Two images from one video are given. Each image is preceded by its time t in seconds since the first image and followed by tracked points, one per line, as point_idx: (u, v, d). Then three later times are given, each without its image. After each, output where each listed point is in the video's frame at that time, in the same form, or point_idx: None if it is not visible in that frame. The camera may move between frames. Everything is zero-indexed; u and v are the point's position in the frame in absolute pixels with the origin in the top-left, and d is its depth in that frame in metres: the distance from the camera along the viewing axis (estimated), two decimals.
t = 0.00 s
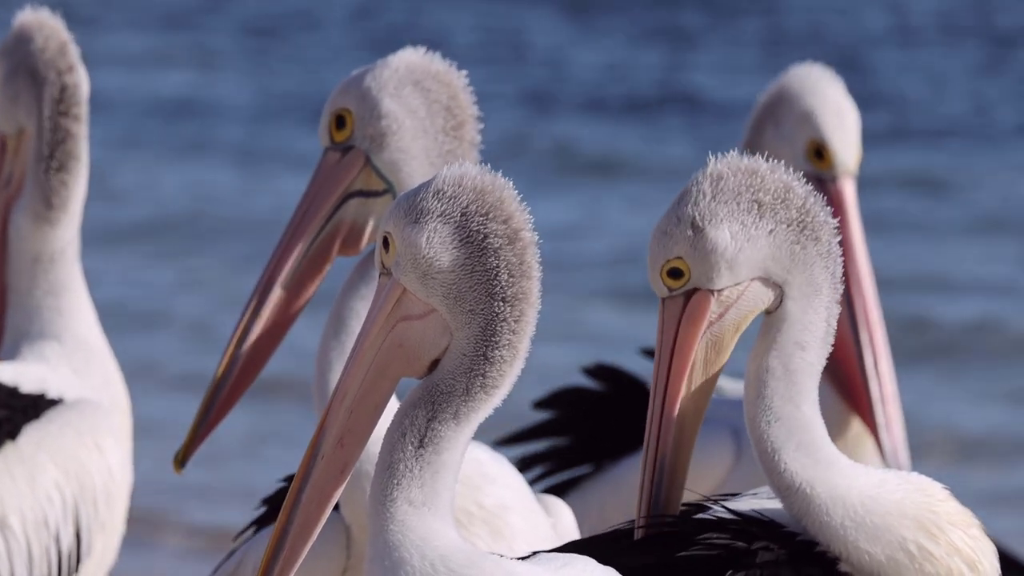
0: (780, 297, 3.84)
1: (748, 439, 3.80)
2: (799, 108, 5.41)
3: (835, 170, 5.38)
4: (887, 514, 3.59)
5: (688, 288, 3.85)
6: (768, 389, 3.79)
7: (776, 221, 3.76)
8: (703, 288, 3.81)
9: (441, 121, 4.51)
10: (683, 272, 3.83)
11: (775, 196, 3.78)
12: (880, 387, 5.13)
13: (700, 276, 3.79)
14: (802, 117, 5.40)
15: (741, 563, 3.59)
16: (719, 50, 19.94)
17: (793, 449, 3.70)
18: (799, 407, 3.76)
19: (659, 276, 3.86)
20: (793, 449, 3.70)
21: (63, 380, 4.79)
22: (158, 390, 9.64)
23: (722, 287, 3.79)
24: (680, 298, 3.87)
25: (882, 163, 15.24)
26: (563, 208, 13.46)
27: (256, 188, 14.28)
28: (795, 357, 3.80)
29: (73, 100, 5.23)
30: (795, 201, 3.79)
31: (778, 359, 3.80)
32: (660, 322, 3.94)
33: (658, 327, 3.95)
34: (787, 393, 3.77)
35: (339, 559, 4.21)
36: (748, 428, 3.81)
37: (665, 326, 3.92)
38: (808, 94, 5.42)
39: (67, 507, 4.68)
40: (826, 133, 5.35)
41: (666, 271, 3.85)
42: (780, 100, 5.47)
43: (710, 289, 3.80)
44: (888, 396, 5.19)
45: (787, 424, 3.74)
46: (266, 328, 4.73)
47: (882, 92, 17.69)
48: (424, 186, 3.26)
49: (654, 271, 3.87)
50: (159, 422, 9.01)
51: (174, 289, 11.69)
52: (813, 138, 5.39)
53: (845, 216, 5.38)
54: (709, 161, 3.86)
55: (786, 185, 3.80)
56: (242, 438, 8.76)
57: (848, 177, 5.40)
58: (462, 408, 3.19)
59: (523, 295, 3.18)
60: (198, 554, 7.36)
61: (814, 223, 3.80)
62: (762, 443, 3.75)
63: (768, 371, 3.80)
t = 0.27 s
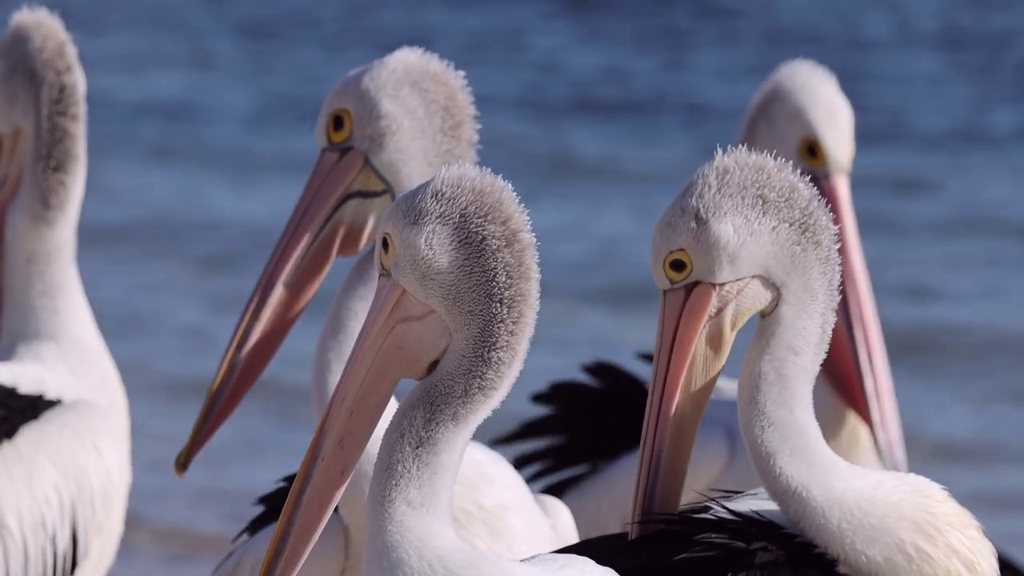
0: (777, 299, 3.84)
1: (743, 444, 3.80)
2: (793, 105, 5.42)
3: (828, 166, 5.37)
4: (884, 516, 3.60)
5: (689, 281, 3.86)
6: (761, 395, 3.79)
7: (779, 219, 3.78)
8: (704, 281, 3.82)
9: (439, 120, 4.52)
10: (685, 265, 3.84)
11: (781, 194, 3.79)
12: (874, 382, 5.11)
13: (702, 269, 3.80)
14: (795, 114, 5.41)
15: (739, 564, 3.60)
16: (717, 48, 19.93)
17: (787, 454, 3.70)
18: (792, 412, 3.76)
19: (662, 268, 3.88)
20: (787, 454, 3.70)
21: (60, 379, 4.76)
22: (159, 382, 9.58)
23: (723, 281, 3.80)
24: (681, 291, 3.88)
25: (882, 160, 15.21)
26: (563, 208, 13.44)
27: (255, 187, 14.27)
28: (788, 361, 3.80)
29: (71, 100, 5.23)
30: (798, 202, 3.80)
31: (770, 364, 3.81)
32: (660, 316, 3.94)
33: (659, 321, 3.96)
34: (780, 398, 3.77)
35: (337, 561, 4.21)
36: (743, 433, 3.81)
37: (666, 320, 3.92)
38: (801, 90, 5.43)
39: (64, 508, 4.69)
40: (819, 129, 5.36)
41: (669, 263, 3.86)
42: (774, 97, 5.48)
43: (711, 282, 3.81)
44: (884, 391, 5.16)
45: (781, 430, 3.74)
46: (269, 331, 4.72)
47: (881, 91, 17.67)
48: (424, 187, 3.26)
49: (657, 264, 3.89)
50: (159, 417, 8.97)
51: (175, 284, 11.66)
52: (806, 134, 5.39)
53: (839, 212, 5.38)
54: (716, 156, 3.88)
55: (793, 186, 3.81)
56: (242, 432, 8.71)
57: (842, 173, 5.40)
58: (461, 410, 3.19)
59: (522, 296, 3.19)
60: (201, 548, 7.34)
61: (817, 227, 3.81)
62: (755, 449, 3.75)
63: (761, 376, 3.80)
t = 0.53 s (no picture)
0: (779, 299, 3.85)
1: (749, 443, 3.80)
2: (787, 104, 5.43)
3: (821, 166, 5.37)
4: (888, 518, 3.60)
5: (692, 284, 3.84)
6: (766, 392, 3.79)
7: (780, 220, 3.79)
8: (708, 284, 3.81)
9: (436, 121, 4.53)
10: (689, 267, 3.82)
11: (782, 195, 3.81)
12: (866, 383, 5.11)
13: (706, 272, 3.79)
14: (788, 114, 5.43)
15: (738, 564, 3.60)
16: (715, 45, 19.91)
17: (794, 452, 3.71)
18: (799, 410, 3.76)
19: (663, 271, 3.85)
20: (794, 452, 3.70)
21: (57, 381, 4.76)
22: (161, 379, 9.56)
23: (727, 283, 3.80)
24: (683, 294, 3.86)
25: (881, 153, 15.17)
26: (564, 210, 13.44)
27: (255, 185, 14.25)
28: (793, 360, 3.80)
29: (67, 101, 5.23)
30: (798, 202, 3.81)
31: (776, 362, 3.80)
32: (660, 319, 3.93)
33: (658, 323, 3.93)
34: (786, 396, 3.78)
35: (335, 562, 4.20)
36: (747, 432, 3.81)
37: (665, 325, 3.90)
38: (794, 91, 5.44)
39: (62, 508, 4.68)
40: (811, 128, 5.37)
41: (672, 266, 3.83)
42: (767, 98, 5.50)
43: (715, 284, 3.80)
44: (874, 393, 5.14)
45: (787, 428, 3.74)
46: (270, 332, 4.72)
47: (881, 86, 17.61)
48: (421, 188, 3.26)
49: (658, 266, 3.85)
50: (161, 413, 8.94)
51: (179, 282, 11.64)
52: (799, 133, 5.41)
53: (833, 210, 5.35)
54: (716, 158, 3.88)
55: (792, 187, 3.82)
56: (243, 430, 8.63)
57: (835, 172, 5.38)
58: (459, 411, 3.19)
59: (519, 298, 3.19)
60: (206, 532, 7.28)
61: (815, 226, 3.83)
62: (761, 447, 3.75)
63: (767, 373, 3.80)
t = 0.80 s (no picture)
0: (778, 299, 3.84)
1: (749, 443, 3.80)
2: (775, 103, 5.43)
3: (809, 165, 5.38)
4: (887, 519, 3.59)
5: (698, 293, 3.84)
6: (768, 392, 3.78)
7: (780, 222, 3.79)
8: (714, 291, 3.81)
9: (432, 122, 4.52)
10: (694, 277, 3.82)
11: (779, 196, 3.80)
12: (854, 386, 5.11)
13: (711, 280, 3.79)
14: (773, 116, 5.44)
15: (736, 561, 3.59)
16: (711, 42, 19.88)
17: (795, 451, 3.71)
18: (800, 410, 3.76)
19: (669, 283, 3.84)
20: (794, 452, 3.70)
21: (53, 381, 4.76)
22: (158, 378, 9.54)
23: (731, 289, 3.80)
24: (689, 303, 3.86)
25: (879, 154, 15.15)
26: (560, 212, 13.42)
27: (251, 185, 14.22)
28: (794, 359, 3.80)
29: (63, 101, 5.22)
30: (795, 202, 3.81)
31: (777, 361, 3.80)
32: (662, 326, 3.93)
33: (662, 328, 3.93)
34: (787, 396, 3.77)
35: (332, 562, 4.19)
36: (748, 433, 3.81)
37: (670, 333, 3.91)
38: (780, 90, 5.45)
39: (58, 509, 4.67)
40: (797, 127, 5.39)
41: (678, 277, 3.83)
42: (755, 99, 5.51)
43: (720, 291, 3.80)
44: (860, 388, 5.15)
45: (788, 426, 3.74)
46: (270, 334, 4.70)
47: (878, 86, 17.60)
48: (417, 189, 3.25)
49: (663, 279, 3.84)
50: (156, 414, 8.90)
51: (176, 284, 11.63)
52: (786, 132, 5.42)
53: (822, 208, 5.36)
54: (713, 164, 3.87)
55: (787, 187, 3.82)
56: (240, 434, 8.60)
57: (824, 171, 5.40)
58: (456, 411, 3.19)
59: (516, 297, 3.18)
60: (203, 532, 7.27)
61: (812, 225, 3.82)
62: (763, 445, 3.75)
63: (768, 372, 3.79)
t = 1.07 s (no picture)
0: (778, 298, 3.83)
1: (751, 443, 3.78)
2: (766, 103, 5.79)
3: (796, 162, 5.73)
4: (887, 519, 3.59)
5: (700, 296, 3.81)
6: (769, 391, 3.77)
7: (778, 221, 3.77)
8: (717, 293, 3.78)
9: (431, 120, 4.51)
10: (696, 281, 3.79)
11: (776, 196, 3.79)
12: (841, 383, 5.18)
13: (713, 282, 3.77)
14: (765, 113, 5.79)
15: (737, 563, 3.58)
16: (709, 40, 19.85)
17: (797, 450, 3.69)
18: (801, 408, 3.74)
19: (672, 287, 3.80)
20: (796, 451, 3.69)
21: (50, 379, 4.76)
22: (149, 378, 9.43)
23: (734, 290, 3.78)
24: (692, 307, 3.84)
25: (877, 154, 15.12)
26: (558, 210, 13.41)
27: (247, 184, 14.19)
28: (796, 358, 3.79)
29: (59, 99, 5.20)
30: (791, 200, 3.81)
31: (778, 361, 3.78)
32: (666, 328, 3.90)
33: (665, 330, 3.91)
34: (789, 395, 3.76)
35: (332, 560, 4.18)
36: (750, 432, 3.79)
37: (674, 335, 3.88)
38: (771, 89, 5.80)
39: (57, 507, 4.64)
40: (786, 126, 5.73)
41: (680, 281, 3.79)
42: (749, 98, 5.88)
43: (723, 293, 3.78)
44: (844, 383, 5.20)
45: (789, 425, 3.73)
46: (270, 335, 4.67)
47: (875, 84, 17.58)
48: (415, 189, 3.24)
49: (666, 283, 3.81)
50: (149, 416, 8.82)
51: (174, 281, 11.60)
52: (775, 130, 5.77)
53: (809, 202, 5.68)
54: (710, 165, 3.84)
55: (783, 186, 3.82)
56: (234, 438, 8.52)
57: (811, 169, 5.73)
58: (455, 410, 3.18)
59: (515, 295, 3.16)
60: (198, 525, 7.25)
61: (809, 222, 3.82)
62: (764, 444, 3.74)
63: (770, 371, 3.78)
